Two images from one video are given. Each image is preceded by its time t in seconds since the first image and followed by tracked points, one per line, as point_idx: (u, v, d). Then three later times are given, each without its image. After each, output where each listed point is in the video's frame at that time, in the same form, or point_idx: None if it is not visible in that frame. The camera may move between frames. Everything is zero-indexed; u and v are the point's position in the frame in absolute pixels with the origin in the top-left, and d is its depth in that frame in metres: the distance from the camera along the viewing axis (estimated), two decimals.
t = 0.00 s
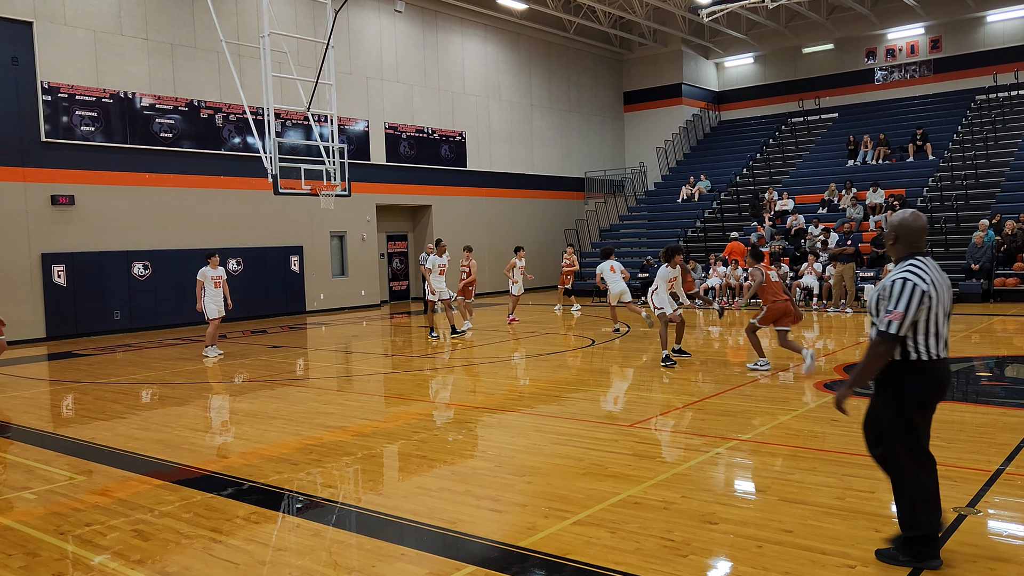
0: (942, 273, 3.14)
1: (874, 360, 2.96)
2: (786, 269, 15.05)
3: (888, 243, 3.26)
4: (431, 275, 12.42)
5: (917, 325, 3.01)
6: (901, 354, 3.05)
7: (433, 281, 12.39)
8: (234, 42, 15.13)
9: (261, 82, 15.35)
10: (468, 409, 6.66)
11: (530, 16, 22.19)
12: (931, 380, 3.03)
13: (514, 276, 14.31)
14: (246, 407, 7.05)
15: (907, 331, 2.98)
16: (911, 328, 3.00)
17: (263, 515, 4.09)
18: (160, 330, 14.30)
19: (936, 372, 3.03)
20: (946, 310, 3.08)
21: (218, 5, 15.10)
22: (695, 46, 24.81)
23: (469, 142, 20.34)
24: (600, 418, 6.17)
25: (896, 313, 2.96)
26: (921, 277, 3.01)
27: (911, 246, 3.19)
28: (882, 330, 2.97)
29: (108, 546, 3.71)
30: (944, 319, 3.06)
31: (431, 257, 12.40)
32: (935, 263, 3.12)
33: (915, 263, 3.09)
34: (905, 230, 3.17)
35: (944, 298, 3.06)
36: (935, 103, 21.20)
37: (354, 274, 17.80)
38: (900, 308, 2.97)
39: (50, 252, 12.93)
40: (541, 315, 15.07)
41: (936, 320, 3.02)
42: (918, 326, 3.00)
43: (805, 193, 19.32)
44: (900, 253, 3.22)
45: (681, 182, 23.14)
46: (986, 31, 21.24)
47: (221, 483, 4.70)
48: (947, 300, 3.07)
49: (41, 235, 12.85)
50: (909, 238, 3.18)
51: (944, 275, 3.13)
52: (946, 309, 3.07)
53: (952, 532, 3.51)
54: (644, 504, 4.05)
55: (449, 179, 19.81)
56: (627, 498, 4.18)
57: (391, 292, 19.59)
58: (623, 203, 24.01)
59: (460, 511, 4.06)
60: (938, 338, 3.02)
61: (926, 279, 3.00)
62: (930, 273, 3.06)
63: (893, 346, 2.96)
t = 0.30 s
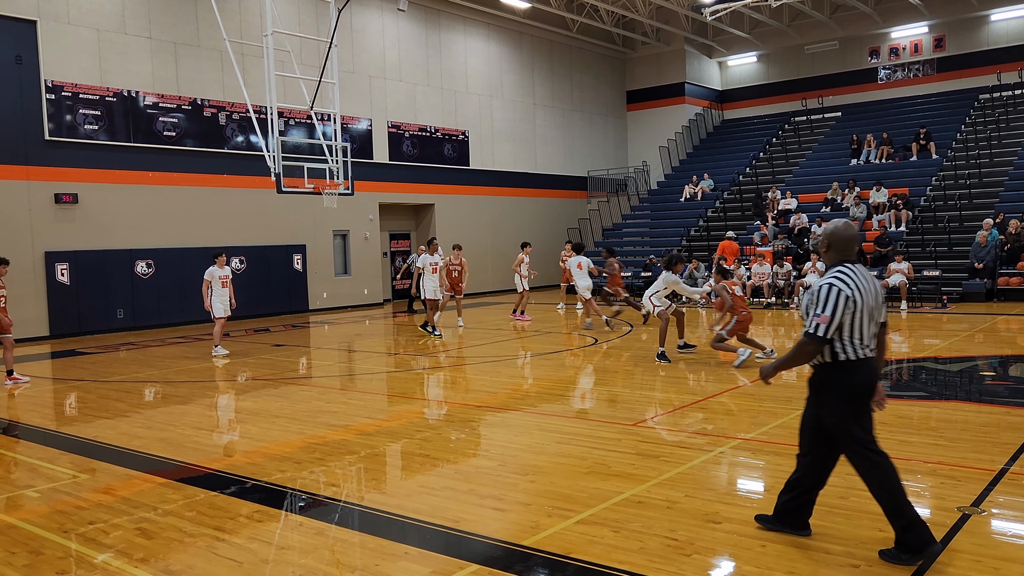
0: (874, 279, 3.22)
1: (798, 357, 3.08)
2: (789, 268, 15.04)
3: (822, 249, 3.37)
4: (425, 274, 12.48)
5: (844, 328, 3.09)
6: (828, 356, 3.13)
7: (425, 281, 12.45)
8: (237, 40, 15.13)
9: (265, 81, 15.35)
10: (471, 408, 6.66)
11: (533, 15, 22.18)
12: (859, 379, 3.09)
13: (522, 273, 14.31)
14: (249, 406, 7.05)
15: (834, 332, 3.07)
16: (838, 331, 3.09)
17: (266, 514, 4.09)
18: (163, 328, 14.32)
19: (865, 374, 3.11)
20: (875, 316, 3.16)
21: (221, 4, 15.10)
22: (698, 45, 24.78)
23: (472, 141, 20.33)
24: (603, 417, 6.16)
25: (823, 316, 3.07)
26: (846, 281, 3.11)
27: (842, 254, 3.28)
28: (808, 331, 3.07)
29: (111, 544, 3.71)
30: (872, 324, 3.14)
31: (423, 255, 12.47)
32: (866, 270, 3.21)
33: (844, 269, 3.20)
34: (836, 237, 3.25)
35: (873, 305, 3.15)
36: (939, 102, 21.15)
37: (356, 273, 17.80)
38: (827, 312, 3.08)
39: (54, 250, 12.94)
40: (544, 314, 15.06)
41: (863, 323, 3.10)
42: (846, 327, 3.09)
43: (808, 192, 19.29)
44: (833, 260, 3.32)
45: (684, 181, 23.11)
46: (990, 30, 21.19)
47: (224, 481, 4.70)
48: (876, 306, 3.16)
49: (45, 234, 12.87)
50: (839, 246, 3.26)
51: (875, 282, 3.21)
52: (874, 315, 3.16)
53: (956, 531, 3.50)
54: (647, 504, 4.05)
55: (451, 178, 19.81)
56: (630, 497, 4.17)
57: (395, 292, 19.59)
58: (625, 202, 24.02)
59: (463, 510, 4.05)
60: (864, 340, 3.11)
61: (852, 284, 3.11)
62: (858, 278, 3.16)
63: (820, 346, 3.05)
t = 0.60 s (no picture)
0: (809, 274, 3.44)
1: (763, 358, 3.19)
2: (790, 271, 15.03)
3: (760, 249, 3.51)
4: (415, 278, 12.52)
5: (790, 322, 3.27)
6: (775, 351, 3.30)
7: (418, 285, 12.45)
8: (240, 44, 15.16)
9: (267, 85, 15.38)
10: (472, 411, 6.65)
11: (534, 18, 22.22)
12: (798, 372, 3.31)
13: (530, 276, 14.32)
14: (250, 409, 7.06)
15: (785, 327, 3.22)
16: (787, 323, 3.25)
17: (267, 517, 4.09)
18: (165, 331, 14.33)
19: (810, 367, 3.33)
20: (813, 309, 3.38)
21: (222, 8, 15.13)
22: (699, 49, 24.81)
23: (474, 144, 20.36)
24: (604, 420, 6.16)
25: (773, 310, 3.20)
26: (788, 274, 3.29)
27: (779, 253, 3.45)
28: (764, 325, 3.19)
29: (113, 548, 3.71)
30: (812, 317, 3.36)
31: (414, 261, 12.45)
32: (801, 266, 3.43)
33: (783, 265, 3.37)
34: (774, 236, 3.43)
35: (811, 298, 3.37)
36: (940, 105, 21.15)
37: (358, 276, 17.81)
38: (776, 305, 3.22)
39: (56, 253, 12.96)
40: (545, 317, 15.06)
41: (804, 315, 3.30)
42: (793, 321, 3.27)
43: (810, 195, 19.29)
44: (771, 258, 3.47)
45: (685, 184, 23.10)
46: (991, 33, 21.19)
47: (226, 484, 4.71)
48: (813, 299, 3.37)
49: (46, 237, 12.89)
50: (779, 245, 3.43)
51: (809, 275, 3.43)
52: (813, 307, 3.37)
53: (957, 535, 3.50)
54: (649, 507, 4.04)
55: (453, 181, 19.83)
56: (632, 500, 4.17)
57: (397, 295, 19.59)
58: (626, 206, 24.01)
59: (465, 513, 4.05)
60: (806, 332, 3.31)
61: (790, 276, 3.29)
62: (797, 273, 3.35)
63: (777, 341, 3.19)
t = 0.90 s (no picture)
0: (746, 281, 3.49)
1: (711, 366, 3.21)
2: (791, 272, 15.03)
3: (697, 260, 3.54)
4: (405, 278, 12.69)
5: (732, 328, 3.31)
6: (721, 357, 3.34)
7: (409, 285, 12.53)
8: (241, 47, 15.19)
9: (268, 87, 15.41)
10: (473, 413, 6.66)
11: (535, 20, 22.25)
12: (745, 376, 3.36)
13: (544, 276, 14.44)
14: (252, 411, 7.07)
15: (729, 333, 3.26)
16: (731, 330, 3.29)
17: (269, 519, 4.09)
18: (166, 334, 14.35)
19: (753, 369, 3.40)
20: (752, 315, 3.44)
21: (223, 10, 15.16)
22: (699, 51, 24.84)
23: (475, 146, 20.38)
24: (605, 423, 6.17)
25: (718, 318, 3.22)
26: (727, 283, 3.33)
27: (717, 262, 3.48)
28: (709, 334, 3.21)
29: (115, 550, 3.72)
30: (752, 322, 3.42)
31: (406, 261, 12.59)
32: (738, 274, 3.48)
33: (721, 274, 3.41)
34: (711, 246, 3.46)
35: (750, 305, 3.42)
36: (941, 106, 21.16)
37: (359, 278, 17.83)
38: (719, 313, 3.24)
39: (57, 256, 12.98)
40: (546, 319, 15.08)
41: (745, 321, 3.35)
42: (736, 328, 3.32)
43: (810, 197, 19.28)
44: (709, 269, 3.50)
45: (686, 186, 23.11)
46: (992, 35, 21.21)
47: (227, 486, 4.72)
48: (751, 305, 3.43)
49: (48, 240, 12.91)
50: (716, 255, 3.46)
51: (747, 283, 3.48)
52: (751, 313, 3.43)
53: (959, 537, 3.50)
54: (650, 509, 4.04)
55: (454, 183, 19.86)
56: (633, 503, 4.17)
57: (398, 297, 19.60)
58: (627, 207, 23.88)
59: (466, 516, 4.06)
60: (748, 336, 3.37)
61: (730, 285, 3.33)
62: (736, 281, 3.40)
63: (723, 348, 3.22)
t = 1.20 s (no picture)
0: (687, 280, 3.68)
1: (626, 359, 3.44)
2: (792, 273, 15.01)
3: (643, 256, 3.76)
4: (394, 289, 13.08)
5: (657, 324, 3.53)
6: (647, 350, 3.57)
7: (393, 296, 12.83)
8: (242, 47, 15.19)
9: (269, 87, 15.41)
10: (474, 414, 6.65)
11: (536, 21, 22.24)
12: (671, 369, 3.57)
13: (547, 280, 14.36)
14: (252, 411, 7.07)
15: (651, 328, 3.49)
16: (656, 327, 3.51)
17: (269, 520, 4.09)
18: (167, 335, 14.35)
19: (681, 364, 3.59)
20: (690, 313, 3.63)
21: (224, 11, 15.15)
22: (700, 51, 24.84)
23: (476, 147, 20.38)
24: (606, 423, 6.17)
25: (640, 314, 3.46)
26: (658, 283, 3.54)
27: (660, 261, 3.70)
28: (628, 327, 3.46)
29: (115, 551, 3.72)
30: (687, 320, 3.61)
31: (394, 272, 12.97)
32: (679, 273, 3.68)
33: (658, 272, 3.62)
34: (654, 244, 3.68)
35: (686, 303, 3.61)
36: (942, 107, 21.14)
37: (361, 279, 17.83)
38: (642, 309, 3.47)
39: (58, 257, 12.99)
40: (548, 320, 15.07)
41: (674, 320, 3.55)
42: (662, 324, 3.53)
43: (811, 197, 19.27)
44: (653, 266, 3.72)
45: (687, 187, 23.10)
46: (993, 35, 21.21)
47: (228, 487, 4.71)
48: (688, 304, 3.62)
49: (50, 240, 12.93)
50: (659, 253, 3.68)
51: (688, 283, 3.67)
52: (687, 310, 3.61)
53: (960, 537, 3.49)
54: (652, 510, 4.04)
55: (456, 184, 19.86)
56: (634, 503, 4.16)
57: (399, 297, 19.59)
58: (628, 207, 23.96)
59: (467, 516, 4.05)
60: (678, 334, 3.57)
61: (662, 285, 3.53)
62: (671, 280, 3.60)
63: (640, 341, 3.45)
